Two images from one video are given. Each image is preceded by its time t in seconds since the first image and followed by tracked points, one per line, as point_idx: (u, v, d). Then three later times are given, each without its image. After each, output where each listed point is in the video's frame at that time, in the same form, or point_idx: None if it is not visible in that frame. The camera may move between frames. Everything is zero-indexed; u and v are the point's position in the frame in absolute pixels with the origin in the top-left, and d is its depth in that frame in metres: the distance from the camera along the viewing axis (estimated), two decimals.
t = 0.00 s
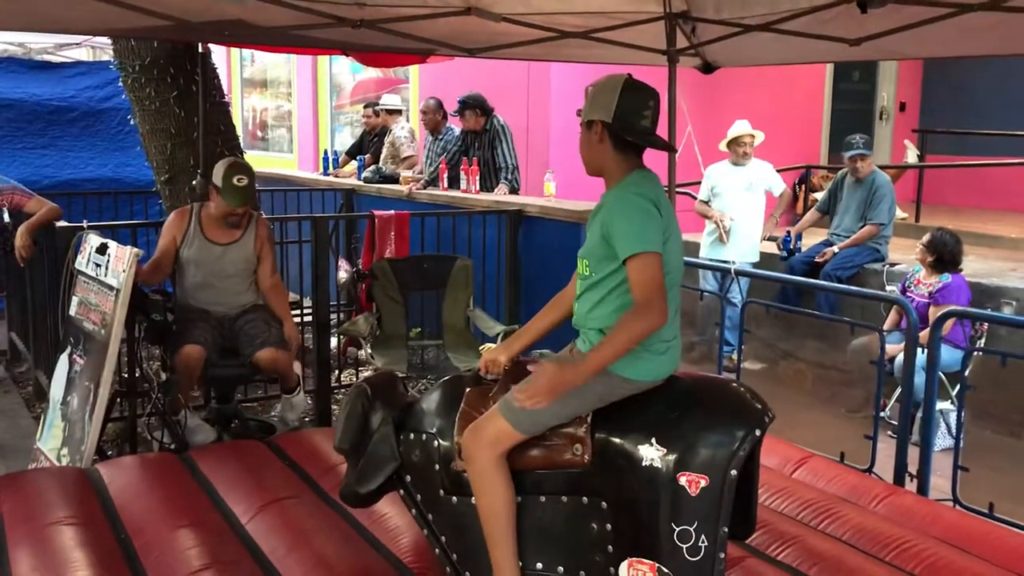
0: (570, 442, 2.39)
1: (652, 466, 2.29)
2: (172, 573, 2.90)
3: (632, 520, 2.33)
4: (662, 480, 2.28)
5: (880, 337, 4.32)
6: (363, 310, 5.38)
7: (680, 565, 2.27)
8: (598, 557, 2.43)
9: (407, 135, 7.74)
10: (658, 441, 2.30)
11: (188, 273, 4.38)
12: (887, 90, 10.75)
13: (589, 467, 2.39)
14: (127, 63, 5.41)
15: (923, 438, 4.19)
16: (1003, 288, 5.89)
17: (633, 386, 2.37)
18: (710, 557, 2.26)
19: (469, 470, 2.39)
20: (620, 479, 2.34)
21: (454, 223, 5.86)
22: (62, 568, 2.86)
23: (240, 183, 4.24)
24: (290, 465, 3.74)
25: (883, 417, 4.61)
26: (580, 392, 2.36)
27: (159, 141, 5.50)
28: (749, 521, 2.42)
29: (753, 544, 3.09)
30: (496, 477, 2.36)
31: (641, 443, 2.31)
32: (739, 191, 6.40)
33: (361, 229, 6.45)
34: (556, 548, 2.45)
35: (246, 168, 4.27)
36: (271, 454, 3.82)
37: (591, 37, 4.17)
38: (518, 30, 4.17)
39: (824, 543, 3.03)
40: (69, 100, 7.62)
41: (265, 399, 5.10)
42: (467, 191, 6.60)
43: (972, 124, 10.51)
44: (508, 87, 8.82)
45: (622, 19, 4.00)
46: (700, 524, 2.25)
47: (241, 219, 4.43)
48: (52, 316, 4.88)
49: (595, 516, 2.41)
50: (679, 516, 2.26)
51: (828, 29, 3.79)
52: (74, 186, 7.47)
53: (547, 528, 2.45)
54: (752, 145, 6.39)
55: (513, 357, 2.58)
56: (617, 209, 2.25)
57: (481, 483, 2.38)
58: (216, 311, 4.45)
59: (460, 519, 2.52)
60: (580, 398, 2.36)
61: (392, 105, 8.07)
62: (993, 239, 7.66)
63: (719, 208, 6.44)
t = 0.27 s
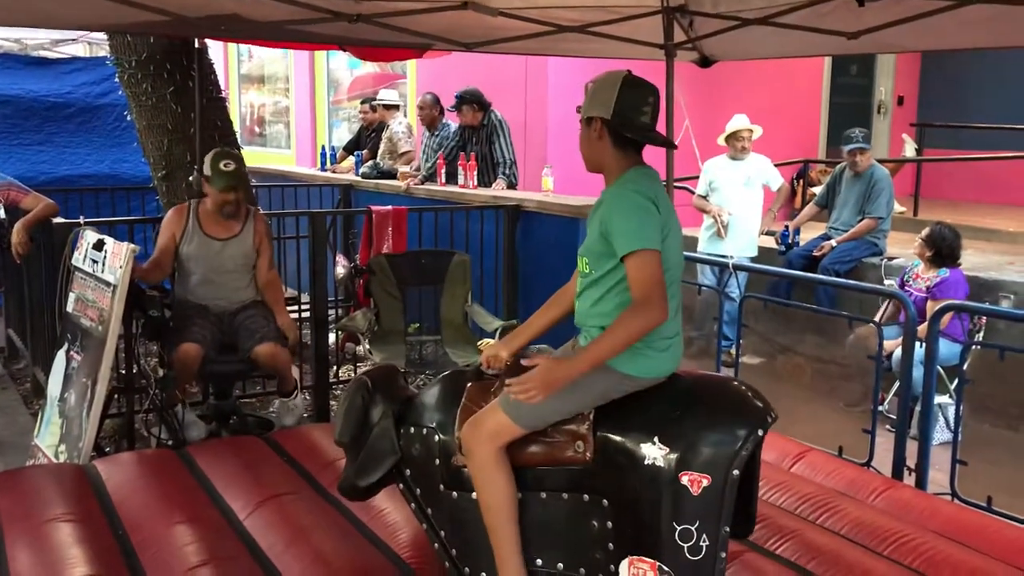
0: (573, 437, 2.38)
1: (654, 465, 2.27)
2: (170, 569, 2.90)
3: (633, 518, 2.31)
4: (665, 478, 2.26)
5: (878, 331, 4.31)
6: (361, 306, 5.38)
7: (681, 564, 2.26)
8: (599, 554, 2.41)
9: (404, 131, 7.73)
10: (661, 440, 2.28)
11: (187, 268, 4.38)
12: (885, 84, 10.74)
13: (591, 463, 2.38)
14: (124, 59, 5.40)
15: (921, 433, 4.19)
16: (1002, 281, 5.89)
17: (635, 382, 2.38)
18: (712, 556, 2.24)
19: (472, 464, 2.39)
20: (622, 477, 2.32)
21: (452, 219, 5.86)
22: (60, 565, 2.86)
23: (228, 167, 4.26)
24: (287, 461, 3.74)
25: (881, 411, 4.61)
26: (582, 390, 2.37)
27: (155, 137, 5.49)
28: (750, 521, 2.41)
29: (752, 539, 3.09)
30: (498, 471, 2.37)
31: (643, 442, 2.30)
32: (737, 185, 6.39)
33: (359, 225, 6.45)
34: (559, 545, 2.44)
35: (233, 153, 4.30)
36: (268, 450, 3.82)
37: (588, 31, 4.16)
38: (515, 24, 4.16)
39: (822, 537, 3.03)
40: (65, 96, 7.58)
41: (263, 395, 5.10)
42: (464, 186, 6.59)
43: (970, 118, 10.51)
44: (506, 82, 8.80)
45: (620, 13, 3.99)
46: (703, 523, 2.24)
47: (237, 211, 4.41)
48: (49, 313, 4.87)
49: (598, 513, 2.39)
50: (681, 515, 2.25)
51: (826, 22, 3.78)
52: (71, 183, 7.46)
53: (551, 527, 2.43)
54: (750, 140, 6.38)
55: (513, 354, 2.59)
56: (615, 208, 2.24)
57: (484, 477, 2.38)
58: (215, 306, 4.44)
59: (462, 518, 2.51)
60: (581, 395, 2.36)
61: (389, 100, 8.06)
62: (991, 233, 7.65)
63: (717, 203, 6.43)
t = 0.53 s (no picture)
0: (601, 435, 2.34)
1: (693, 464, 2.29)
2: (166, 559, 2.90)
3: (667, 515, 2.32)
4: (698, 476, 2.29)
5: (874, 321, 4.31)
6: (357, 296, 5.38)
7: (714, 560, 2.29)
8: (624, 550, 2.38)
9: (402, 121, 7.64)
10: (700, 439, 2.30)
11: (182, 260, 4.36)
12: (882, 73, 10.72)
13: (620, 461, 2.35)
14: (118, 48, 5.37)
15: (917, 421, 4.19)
16: (998, 270, 5.89)
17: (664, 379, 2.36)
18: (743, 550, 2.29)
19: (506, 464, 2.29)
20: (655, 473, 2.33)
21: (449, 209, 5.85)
22: (55, 555, 2.86)
23: (211, 148, 4.24)
24: (284, 451, 3.73)
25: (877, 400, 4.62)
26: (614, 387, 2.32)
27: (150, 126, 5.47)
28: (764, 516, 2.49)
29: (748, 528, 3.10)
30: (539, 467, 2.28)
31: (681, 442, 2.31)
32: (734, 175, 6.38)
33: (355, 214, 6.43)
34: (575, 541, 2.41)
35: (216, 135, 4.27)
36: (264, 440, 3.81)
37: (584, 20, 4.14)
38: (512, 13, 4.14)
39: (819, 526, 3.03)
40: (59, 85, 7.52)
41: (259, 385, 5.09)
42: (460, 176, 6.58)
43: (967, 107, 10.50)
44: (502, 71, 8.78)
45: (616, 2, 3.97)
46: (736, 518, 2.29)
47: (226, 195, 4.37)
48: (44, 303, 4.85)
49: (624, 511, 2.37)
50: (716, 510, 2.28)
51: (823, 11, 3.76)
52: (66, 173, 7.45)
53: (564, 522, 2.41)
54: (747, 129, 6.36)
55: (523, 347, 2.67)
56: (631, 208, 2.24)
57: (522, 476, 2.28)
58: (210, 297, 4.42)
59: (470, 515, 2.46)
60: (617, 394, 2.32)
61: (385, 89, 8.04)
62: (988, 222, 7.65)
63: (714, 193, 6.42)
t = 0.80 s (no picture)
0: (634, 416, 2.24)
1: (725, 443, 2.27)
2: (160, 542, 2.90)
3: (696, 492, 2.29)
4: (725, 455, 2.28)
5: (869, 305, 4.31)
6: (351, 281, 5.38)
7: (740, 531, 2.31)
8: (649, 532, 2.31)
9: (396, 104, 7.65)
10: (731, 416, 2.28)
11: (175, 243, 4.35)
12: (878, 57, 10.69)
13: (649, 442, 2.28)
14: (110, 31, 5.32)
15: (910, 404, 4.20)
16: (992, 254, 5.89)
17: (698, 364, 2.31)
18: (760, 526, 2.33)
19: (550, 447, 2.16)
20: (684, 452, 2.29)
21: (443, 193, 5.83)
22: (50, 538, 2.86)
23: (197, 131, 4.20)
24: (278, 435, 3.73)
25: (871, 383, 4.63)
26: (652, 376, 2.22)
27: (143, 110, 5.44)
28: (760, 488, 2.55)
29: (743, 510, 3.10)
30: (586, 448, 2.16)
31: (714, 421, 2.28)
32: (731, 159, 6.36)
33: (349, 198, 6.42)
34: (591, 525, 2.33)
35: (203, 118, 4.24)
36: (258, 423, 3.81)
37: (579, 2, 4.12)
38: None
39: (812, 508, 3.04)
40: (52, 69, 7.39)
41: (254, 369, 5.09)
42: (455, 160, 6.56)
43: (962, 92, 10.48)
44: (497, 55, 8.74)
45: None
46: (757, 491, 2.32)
47: (216, 177, 4.35)
48: (38, 287, 4.83)
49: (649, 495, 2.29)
50: (743, 485, 2.30)
51: None
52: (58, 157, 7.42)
53: (578, 505, 2.32)
54: (743, 114, 6.34)
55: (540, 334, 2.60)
56: (672, 197, 2.16)
57: (568, 457, 2.16)
58: (203, 281, 4.41)
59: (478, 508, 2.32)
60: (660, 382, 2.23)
61: (379, 74, 8.01)
62: (982, 206, 7.66)
63: (711, 177, 6.41)
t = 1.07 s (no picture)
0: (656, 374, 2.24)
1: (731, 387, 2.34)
2: (147, 507, 2.89)
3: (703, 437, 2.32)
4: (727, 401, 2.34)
5: (856, 271, 4.31)
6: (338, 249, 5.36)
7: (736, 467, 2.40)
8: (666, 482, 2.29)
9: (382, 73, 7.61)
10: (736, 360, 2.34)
11: (159, 211, 4.33)
12: (867, 26, 10.65)
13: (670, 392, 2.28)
14: None
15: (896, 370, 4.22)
16: (979, 221, 5.91)
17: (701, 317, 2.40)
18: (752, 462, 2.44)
19: (597, 405, 2.12)
20: (694, 400, 2.30)
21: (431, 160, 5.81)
22: (35, 504, 2.86)
23: (173, 95, 4.10)
24: (265, 401, 3.72)
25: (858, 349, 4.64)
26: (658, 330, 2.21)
27: (127, 77, 5.39)
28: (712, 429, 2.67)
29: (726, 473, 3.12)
30: (627, 403, 2.15)
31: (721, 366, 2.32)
32: (719, 127, 6.34)
33: (335, 166, 6.39)
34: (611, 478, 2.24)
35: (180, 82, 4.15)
36: (245, 390, 3.80)
37: None
38: None
39: (797, 470, 3.06)
40: (35, 36, 7.17)
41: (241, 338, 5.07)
42: (443, 128, 6.52)
43: (951, 61, 10.45)
44: (485, 22, 8.67)
45: None
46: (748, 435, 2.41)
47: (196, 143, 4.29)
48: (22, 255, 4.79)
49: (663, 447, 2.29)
50: (740, 424, 2.38)
51: None
52: (39, 125, 7.38)
53: (602, 465, 2.22)
54: (732, 81, 6.33)
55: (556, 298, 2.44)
56: (709, 161, 2.23)
57: (612, 415, 2.13)
58: (189, 249, 4.39)
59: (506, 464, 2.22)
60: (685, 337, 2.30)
61: (366, 42, 7.95)
62: (969, 174, 7.68)
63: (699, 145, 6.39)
